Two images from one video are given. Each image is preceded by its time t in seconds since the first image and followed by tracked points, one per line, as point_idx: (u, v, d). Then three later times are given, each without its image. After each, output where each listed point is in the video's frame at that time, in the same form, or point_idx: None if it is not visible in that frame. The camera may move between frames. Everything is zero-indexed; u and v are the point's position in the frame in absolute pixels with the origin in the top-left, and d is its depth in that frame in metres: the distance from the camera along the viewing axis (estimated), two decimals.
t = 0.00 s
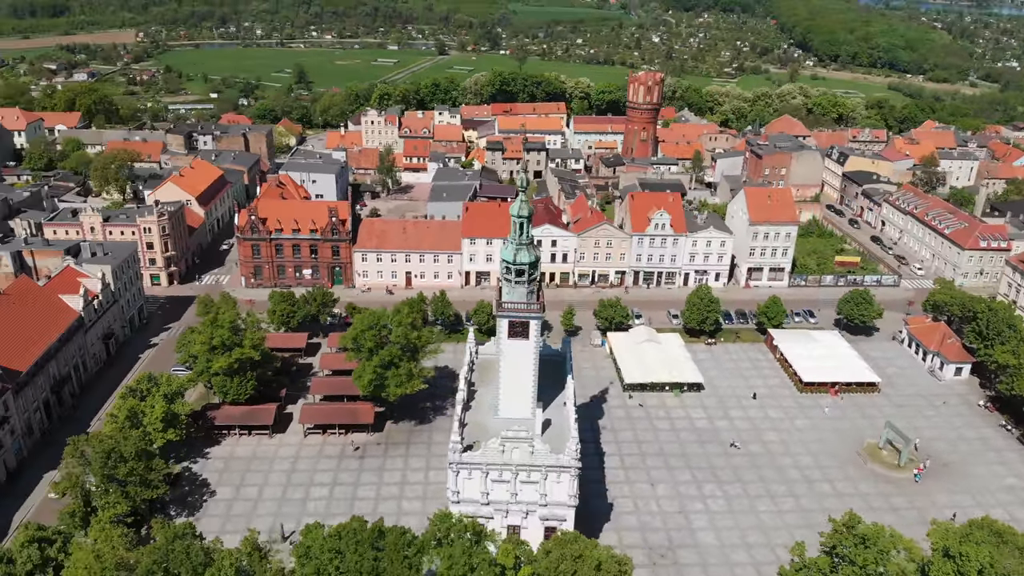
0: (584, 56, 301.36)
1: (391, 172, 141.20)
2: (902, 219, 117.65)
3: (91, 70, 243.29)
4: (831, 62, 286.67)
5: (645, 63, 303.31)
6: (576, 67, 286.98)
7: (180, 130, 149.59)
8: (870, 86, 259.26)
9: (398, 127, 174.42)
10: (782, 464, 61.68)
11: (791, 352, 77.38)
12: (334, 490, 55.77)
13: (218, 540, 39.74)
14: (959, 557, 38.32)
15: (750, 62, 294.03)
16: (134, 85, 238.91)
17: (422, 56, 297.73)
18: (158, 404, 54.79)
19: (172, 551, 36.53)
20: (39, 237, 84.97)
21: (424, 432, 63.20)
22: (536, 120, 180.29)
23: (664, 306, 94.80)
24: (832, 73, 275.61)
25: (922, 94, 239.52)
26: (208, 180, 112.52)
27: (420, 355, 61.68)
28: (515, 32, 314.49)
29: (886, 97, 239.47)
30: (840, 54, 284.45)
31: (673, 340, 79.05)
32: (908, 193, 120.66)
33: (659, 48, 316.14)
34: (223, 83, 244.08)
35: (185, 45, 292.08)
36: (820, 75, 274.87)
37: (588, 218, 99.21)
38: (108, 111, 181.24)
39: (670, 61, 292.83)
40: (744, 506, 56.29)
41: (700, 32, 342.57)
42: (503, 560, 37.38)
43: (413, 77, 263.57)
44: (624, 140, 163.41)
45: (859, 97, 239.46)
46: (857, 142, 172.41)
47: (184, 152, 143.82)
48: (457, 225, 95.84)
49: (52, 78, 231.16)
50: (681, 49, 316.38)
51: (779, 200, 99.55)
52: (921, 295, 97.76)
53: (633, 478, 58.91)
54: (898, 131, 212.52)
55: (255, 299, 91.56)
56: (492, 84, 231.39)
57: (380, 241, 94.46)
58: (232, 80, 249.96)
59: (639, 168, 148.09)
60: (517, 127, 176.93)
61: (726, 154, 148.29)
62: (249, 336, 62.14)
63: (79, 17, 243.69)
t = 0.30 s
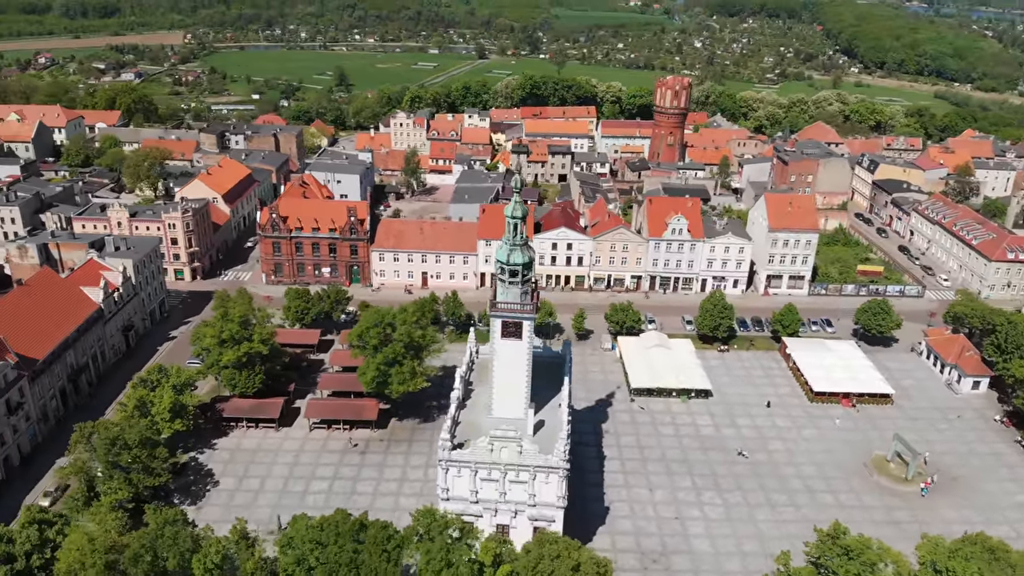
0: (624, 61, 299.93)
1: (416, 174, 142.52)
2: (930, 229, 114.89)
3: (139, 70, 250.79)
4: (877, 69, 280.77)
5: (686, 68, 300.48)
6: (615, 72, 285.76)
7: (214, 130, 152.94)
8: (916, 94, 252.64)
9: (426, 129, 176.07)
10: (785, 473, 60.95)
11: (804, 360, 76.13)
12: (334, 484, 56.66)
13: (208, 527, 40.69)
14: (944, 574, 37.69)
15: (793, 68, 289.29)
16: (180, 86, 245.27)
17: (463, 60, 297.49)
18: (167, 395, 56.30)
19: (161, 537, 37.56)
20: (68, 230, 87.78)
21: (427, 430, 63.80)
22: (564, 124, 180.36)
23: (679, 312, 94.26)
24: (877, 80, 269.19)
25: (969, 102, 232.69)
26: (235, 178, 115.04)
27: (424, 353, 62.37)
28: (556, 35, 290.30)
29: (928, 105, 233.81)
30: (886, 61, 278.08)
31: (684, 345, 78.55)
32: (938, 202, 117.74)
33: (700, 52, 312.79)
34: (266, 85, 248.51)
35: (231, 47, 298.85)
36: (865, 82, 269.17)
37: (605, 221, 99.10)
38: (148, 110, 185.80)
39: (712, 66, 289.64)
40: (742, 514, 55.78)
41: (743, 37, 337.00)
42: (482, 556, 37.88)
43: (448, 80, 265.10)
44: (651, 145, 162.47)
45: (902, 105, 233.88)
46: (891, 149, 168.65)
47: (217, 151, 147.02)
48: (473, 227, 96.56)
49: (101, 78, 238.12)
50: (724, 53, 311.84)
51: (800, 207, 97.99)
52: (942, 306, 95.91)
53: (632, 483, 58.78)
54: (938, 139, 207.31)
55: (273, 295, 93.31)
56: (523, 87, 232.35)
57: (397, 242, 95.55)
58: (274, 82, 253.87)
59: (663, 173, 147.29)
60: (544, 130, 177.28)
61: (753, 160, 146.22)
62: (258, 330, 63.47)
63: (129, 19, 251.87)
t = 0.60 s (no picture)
0: (668, 65, 296.76)
1: (443, 176, 143.46)
2: (962, 240, 111.74)
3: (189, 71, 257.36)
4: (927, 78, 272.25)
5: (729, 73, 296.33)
6: (658, 77, 282.72)
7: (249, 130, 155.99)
8: (966, 103, 245.07)
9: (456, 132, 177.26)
10: (790, 484, 60.13)
11: (818, 370, 74.85)
12: (336, 479, 57.58)
13: (202, 515, 41.60)
14: None
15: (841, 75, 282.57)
16: (228, 87, 250.29)
17: (505, 64, 297.11)
18: (178, 387, 57.93)
19: (153, 523, 38.77)
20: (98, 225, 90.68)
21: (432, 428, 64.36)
22: (594, 128, 179.55)
23: (696, 319, 93.45)
24: (927, 88, 261.77)
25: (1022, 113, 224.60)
26: (265, 177, 117.55)
27: (432, 352, 63.00)
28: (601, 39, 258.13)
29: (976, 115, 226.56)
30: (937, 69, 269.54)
31: (698, 352, 77.82)
32: (971, 212, 114.36)
33: (747, 58, 307.51)
34: (310, 87, 252.12)
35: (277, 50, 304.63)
36: (914, 90, 261.42)
37: (625, 226, 98.83)
38: (189, 110, 190.08)
39: (757, 73, 284.85)
40: (742, 524, 55.24)
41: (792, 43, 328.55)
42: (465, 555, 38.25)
43: (486, 84, 265.42)
44: (680, 150, 160.72)
45: (948, 115, 227.40)
46: (931, 157, 163.70)
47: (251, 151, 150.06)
48: (492, 229, 97.16)
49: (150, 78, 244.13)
50: (771, 59, 306.25)
51: (824, 215, 96.11)
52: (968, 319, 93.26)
53: (632, 489, 58.60)
54: (984, 149, 200.92)
55: (294, 292, 95.10)
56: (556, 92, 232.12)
57: (417, 242, 96.54)
58: (318, 85, 257.29)
59: (691, 179, 145.76)
60: (574, 134, 176.84)
61: (784, 166, 143.67)
62: (269, 326, 64.85)
63: (181, 20, 228.86)
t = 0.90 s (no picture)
0: (711, 69, 292.33)
1: (469, 177, 144.12)
2: (995, 251, 108.56)
3: (232, 70, 262.27)
4: (977, 85, 263.84)
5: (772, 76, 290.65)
6: (697, 80, 279.13)
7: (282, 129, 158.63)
8: (1016, 111, 237.05)
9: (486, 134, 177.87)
10: (796, 495, 59.29)
11: (835, 381, 73.29)
12: (340, 474, 58.41)
13: (198, 505, 42.65)
14: None
15: (888, 81, 275.46)
16: (271, 86, 253.63)
17: (547, 66, 295.06)
18: (190, 379, 59.39)
19: (149, 509, 40.06)
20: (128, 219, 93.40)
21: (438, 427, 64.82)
22: (624, 131, 178.39)
23: (714, 325, 92.43)
24: (977, 96, 253.92)
25: None
26: (293, 176, 119.70)
27: (439, 352, 63.53)
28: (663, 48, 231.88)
29: None
30: (987, 77, 261.24)
31: (711, 357, 76.92)
32: (1007, 223, 110.96)
33: (792, 62, 301.55)
34: (352, 88, 253.48)
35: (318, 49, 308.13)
36: (962, 98, 253.72)
37: (645, 230, 98.34)
38: (227, 109, 194.01)
39: (801, 77, 279.26)
40: (743, 533, 54.66)
41: (839, 48, 320.92)
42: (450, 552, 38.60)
43: (522, 86, 265.08)
44: (710, 155, 158.90)
45: (996, 123, 220.35)
46: (971, 165, 158.86)
47: (283, 150, 152.60)
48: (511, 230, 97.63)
49: (194, 76, 249.10)
50: (818, 64, 299.70)
51: (849, 223, 94.12)
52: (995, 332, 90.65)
53: (634, 493, 58.40)
54: None
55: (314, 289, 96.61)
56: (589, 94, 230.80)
57: (436, 242, 97.32)
58: (361, 85, 258.29)
59: (720, 183, 143.96)
60: (604, 137, 176.08)
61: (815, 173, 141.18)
62: (282, 322, 66.10)
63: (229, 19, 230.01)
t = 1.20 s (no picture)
0: (757, 73, 287.61)
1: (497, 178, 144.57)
2: None
3: (279, 70, 267.18)
4: None
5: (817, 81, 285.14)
6: (741, 83, 275.08)
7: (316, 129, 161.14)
8: None
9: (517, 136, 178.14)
10: (802, 506, 58.34)
11: (853, 391, 71.74)
12: (345, 469, 59.26)
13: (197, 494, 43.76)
14: None
15: (939, 87, 267.82)
16: (316, 87, 256.94)
17: (589, 69, 293.77)
18: (203, 371, 60.90)
19: (148, 496, 41.28)
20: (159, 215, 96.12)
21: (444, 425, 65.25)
22: (657, 134, 176.87)
23: (734, 332, 91.26)
24: None
25: None
26: (322, 174, 121.72)
27: (447, 351, 63.99)
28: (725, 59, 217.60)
29: None
30: None
31: (726, 364, 75.97)
32: None
33: (841, 68, 295.09)
34: (394, 90, 255.31)
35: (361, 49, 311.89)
36: (1016, 106, 245.52)
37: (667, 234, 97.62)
38: (266, 109, 197.85)
39: (849, 82, 272.99)
40: (744, 543, 53.95)
41: (890, 53, 313.06)
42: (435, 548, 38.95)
43: (562, 88, 264.64)
44: (742, 160, 156.60)
45: None
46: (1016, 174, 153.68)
47: (316, 150, 155.06)
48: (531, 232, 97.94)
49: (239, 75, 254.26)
50: (868, 70, 292.89)
51: (876, 231, 92.02)
52: None
53: (636, 499, 58.06)
54: None
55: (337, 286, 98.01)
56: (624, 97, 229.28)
57: (456, 243, 98.00)
58: (403, 87, 260.36)
59: (750, 188, 141.88)
60: (636, 140, 174.78)
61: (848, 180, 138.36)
62: (296, 318, 67.34)
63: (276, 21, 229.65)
